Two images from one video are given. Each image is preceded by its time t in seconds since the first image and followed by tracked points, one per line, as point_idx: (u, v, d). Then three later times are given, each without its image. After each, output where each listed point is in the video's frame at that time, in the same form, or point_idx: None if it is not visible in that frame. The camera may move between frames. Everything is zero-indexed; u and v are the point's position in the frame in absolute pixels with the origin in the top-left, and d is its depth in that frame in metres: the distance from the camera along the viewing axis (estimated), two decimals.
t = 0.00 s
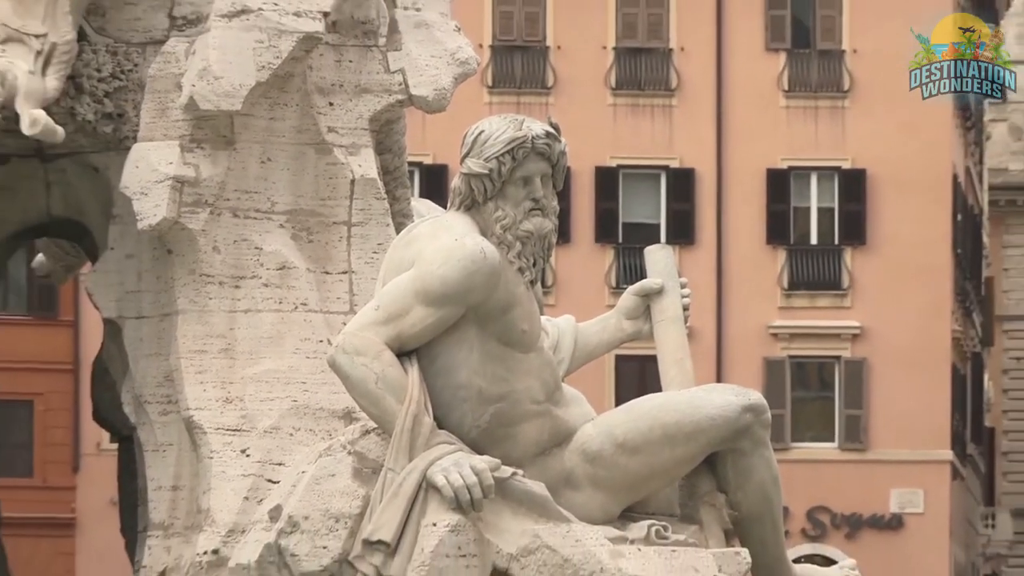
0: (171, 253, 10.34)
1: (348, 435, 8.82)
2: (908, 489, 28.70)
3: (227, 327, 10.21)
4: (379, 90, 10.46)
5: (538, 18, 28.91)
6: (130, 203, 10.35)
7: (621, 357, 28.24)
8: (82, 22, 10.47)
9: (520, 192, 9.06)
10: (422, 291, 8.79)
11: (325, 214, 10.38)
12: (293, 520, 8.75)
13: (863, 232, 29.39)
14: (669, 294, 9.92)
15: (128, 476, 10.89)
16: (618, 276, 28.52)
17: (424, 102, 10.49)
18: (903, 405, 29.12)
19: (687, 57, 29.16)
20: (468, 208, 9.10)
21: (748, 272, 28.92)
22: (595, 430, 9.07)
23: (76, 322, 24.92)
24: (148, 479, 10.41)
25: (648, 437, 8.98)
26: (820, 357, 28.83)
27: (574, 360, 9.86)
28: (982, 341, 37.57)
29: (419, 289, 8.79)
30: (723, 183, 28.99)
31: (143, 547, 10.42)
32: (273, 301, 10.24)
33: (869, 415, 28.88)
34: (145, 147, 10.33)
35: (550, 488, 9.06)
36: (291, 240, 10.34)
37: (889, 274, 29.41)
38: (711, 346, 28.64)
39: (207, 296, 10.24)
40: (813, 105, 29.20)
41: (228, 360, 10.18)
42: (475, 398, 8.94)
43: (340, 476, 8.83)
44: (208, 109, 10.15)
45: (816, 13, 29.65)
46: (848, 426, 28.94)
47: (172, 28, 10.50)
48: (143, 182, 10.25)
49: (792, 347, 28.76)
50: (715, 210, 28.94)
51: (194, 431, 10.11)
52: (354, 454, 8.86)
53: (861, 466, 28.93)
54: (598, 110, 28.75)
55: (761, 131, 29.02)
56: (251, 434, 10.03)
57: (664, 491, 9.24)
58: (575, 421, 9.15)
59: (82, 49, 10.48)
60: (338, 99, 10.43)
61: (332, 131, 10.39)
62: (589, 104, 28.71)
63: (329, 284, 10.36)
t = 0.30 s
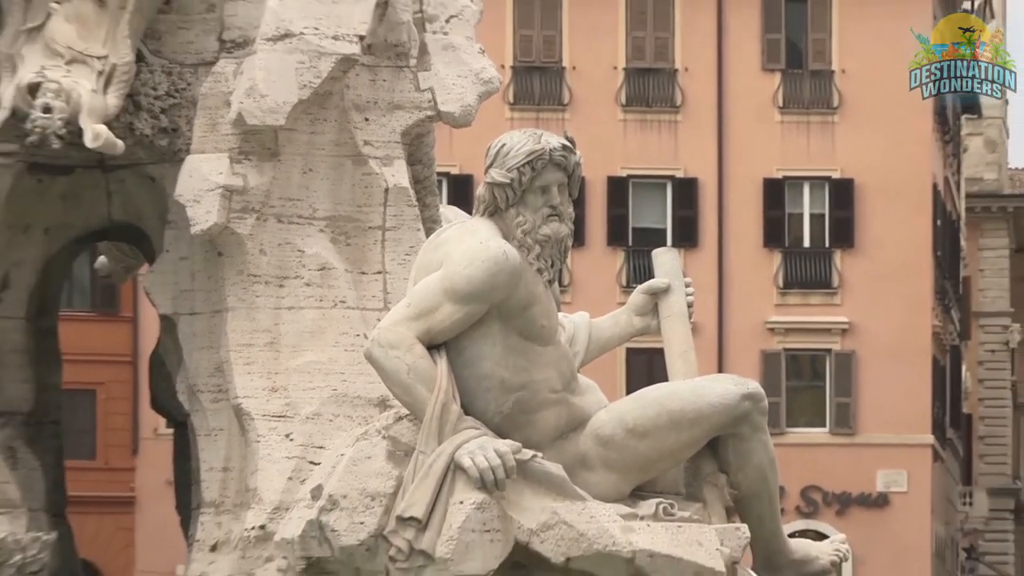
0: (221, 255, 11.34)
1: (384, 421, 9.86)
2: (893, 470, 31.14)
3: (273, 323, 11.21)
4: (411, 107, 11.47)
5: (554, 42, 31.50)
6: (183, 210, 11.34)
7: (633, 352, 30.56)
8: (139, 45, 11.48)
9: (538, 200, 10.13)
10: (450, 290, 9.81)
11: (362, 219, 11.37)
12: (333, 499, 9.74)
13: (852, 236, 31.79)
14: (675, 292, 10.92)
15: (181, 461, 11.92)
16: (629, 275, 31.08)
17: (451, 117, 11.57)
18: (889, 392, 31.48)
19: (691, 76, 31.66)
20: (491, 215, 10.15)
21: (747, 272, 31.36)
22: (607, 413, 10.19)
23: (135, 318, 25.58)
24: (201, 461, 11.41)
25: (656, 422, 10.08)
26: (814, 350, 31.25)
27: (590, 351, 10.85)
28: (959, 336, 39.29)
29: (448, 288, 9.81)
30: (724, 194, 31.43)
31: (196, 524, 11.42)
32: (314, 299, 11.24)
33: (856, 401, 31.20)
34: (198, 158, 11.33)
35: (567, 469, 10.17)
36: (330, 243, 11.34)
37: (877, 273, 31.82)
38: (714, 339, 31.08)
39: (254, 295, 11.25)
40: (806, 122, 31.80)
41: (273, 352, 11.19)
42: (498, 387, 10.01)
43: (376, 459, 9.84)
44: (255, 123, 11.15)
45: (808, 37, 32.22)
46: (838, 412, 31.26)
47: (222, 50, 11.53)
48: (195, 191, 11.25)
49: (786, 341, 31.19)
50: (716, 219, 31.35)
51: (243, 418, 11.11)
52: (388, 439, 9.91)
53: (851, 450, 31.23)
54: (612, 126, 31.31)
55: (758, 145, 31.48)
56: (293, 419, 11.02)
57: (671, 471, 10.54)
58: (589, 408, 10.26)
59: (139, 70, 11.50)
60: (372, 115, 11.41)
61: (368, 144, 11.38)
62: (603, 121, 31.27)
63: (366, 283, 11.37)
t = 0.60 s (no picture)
0: (266, 257, 12.31)
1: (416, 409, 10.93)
2: (885, 454, 33.29)
3: (314, 318, 12.18)
4: (441, 120, 12.52)
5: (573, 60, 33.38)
6: (230, 214, 12.31)
7: (645, 346, 32.11)
8: (190, 64, 12.44)
9: (558, 207, 11.18)
10: (477, 289, 10.84)
11: (396, 224, 12.38)
12: (369, 480, 10.85)
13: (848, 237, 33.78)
14: (684, 291, 11.90)
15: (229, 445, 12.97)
16: (642, 275, 32.95)
17: (478, 130, 12.57)
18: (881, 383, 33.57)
19: (696, 91, 33.64)
20: (514, 219, 11.18)
21: (750, 272, 33.35)
22: (622, 403, 11.24)
23: (187, 315, 28.90)
24: (248, 446, 12.37)
25: (666, 410, 11.15)
26: (812, 344, 33.27)
27: (609, 346, 11.85)
28: (944, 331, 40.19)
29: (475, 287, 10.84)
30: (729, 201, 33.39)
31: (243, 503, 12.40)
32: (353, 297, 12.21)
33: (851, 391, 33.32)
34: (245, 168, 12.29)
35: (585, 453, 11.23)
36: (367, 246, 12.32)
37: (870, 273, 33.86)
38: (720, 334, 33.02)
39: (297, 293, 12.21)
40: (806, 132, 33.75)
41: (314, 346, 12.14)
42: (522, 377, 11.06)
43: (409, 444, 10.92)
44: (297, 135, 12.09)
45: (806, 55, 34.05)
46: (834, 401, 33.36)
47: (267, 68, 12.49)
48: (243, 198, 12.20)
49: (787, 335, 33.20)
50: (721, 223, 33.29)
51: (286, 406, 12.05)
52: (420, 425, 10.98)
53: (847, 436, 33.34)
54: (625, 138, 33.25)
55: (759, 155, 33.53)
56: (331, 408, 11.97)
57: (681, 455, 11.66)
58: (605, 397, 11.33)
59: (191, 86, 12.49)
60: (406, 128, 12.45)
61: (401, 155, 12.40)
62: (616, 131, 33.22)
63: (400, 282, 12.35)
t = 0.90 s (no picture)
0: (317, 258, 13.47)
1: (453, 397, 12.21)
2: (879, 438, 37.49)
3: (360, 314, 13.37)
4: (475, 134, 13.74)
5: (596, 79, 37.48)
6: (284, 219, 13.49)
7: (662, 340, 36.11)
8: (248, 82, 13.65)
9: (583, 214, 12.43)
10: (509, 288, 12.07)
11: (435, 228, 13.60)
12: (410, 462, 12.10)
13: (846, 242, 37.92)
14: (697, 288, 13.08)
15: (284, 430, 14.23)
16: (659, 275, 37.19)
17: (510, 142, 13.83)
18: (874, 370, 37.70)
19: (709, 107, 37.70)
20: (542, 224, 12.41)
21: (756, 271, 37.53)
22: (642, 391, 12.51)
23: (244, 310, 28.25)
24: (300, 431, 13.59)
25: (680, 398, 12.42)
26: (811, 337, 37.44)
27: (628, 339, 13.04)
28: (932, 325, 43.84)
29: (507, 286, 12.07)
30: (738, 207, 37.59)
31: (295, 483, 13.61)
32: (395, 294, 13.39)
33: (848, 379, 37.49)
34: (297, 177, 13.46)
35: (607, 437, 12.52)
36: (408, 248, 13.51)
37: (865, 271, 38.04)
38: (730, 327, 37.21)
39: (345, 291, 13.40)
40: (807, 146, 37.92)
41: (360, 340, 13.34)
42: (549, 367, 12.33)
43: (447, 428, 12.17)
44: (345, 147, 13.28)
45: (807, 74, 38.03)
46: (834, 389, 37.53)
47: (318, 87, 13.72)
48: (295, 204, 13.37)
49: (791, 329, 37.38)
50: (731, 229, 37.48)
51: (335, 395, 13.24)
52: (457, 412, 12.22)
53: (845, 420, 37.56)
54: (645, 150, 37.49)
55: (766, 166, 37.73)
56: (374, 396, 13.17)
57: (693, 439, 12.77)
58: (624, 385, 12.63)
59: (249, 102, 13.71)
60: (444, 140, 13.65)
61: (440, 165, 13.61)
62: (638, 146, 37.44)
63: (439, 281, 13.57)
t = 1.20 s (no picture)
0: (360, 259, 14.64)
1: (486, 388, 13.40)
2: (879, 425, 39.71)
3: (399, 311, 14.52)
4: (506, 144, 14.89)
5: (619, 95, 39.44)
6: (329, 224, 14.64)
7: (678, 334, 38.33)
8: (297, 97, 14.81)
9: (605, 217, 13.60)
10: (536, 287, 13.23)
11: (469, 231, 14.78)
12: (445, 447, 13.28)
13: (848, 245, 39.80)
14: (709, 287, 14.22)
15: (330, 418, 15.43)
16: (674, 274, 39.25)
17: (538, 152, 14.98)
18: (875, 363, 39.73)
19: (719, 118, 39.57)
20: (567, 228, 13.59)
21: (764, 271, 39.48)
22: (660, 382, 13.67)
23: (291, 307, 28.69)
24: (344, 418, 14.75)
25: (694, 388, 13.61)
26: (815, 332, 39.49)
27: (646, 334, 14.15)
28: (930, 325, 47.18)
29: (535, 285, 13.22)
30: (748, 214, 39.42)
31: (340, 466, 14.78)
32: (432, 293, 14.54)
33: (848, 371, 39.57)
34: (342, 185, 14.63)
35: (626, 424, 13.70)
36: (444, 250, 14.67)
37: (868, 272, 39.95)
38: (739, 322, 39.30)
39: (385, 290, 14.56)
40: (811, 155, 39.82)
41: (400, 334, 14.49)
42: (573, 359, 13.51)
43: (479, 416, 13.37)
44: (386, 157, 14.39)
45: (812, 89, 39.87)
46: (836, 380, 39.62)
47: (361, 101, 14.88)
48: (340, 209, 14.54)
49: (796, 324, 39.45)
50: (740, 232, 39.37)
51: (376, 384, 14.40)
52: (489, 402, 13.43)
53: (847, 408, 39.70)
54: (661, 159, 39.44)
55: (774, 174, 39.57)
56: (413, 386, 14.31)
57: (707, 426, 13.93)
58: (642, 377, 13.80)
59: (297, 114, 14.88)
60: (477, 151, 14.81)
61: (473, 173, 14.78)
62: (654, 156, 39.40)
63: (473, 280, 14.71)
